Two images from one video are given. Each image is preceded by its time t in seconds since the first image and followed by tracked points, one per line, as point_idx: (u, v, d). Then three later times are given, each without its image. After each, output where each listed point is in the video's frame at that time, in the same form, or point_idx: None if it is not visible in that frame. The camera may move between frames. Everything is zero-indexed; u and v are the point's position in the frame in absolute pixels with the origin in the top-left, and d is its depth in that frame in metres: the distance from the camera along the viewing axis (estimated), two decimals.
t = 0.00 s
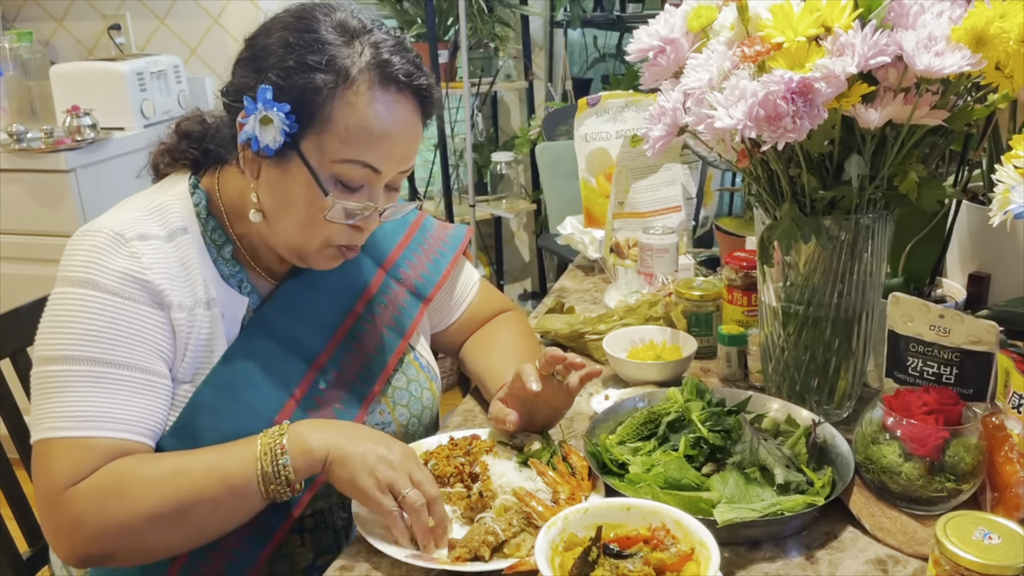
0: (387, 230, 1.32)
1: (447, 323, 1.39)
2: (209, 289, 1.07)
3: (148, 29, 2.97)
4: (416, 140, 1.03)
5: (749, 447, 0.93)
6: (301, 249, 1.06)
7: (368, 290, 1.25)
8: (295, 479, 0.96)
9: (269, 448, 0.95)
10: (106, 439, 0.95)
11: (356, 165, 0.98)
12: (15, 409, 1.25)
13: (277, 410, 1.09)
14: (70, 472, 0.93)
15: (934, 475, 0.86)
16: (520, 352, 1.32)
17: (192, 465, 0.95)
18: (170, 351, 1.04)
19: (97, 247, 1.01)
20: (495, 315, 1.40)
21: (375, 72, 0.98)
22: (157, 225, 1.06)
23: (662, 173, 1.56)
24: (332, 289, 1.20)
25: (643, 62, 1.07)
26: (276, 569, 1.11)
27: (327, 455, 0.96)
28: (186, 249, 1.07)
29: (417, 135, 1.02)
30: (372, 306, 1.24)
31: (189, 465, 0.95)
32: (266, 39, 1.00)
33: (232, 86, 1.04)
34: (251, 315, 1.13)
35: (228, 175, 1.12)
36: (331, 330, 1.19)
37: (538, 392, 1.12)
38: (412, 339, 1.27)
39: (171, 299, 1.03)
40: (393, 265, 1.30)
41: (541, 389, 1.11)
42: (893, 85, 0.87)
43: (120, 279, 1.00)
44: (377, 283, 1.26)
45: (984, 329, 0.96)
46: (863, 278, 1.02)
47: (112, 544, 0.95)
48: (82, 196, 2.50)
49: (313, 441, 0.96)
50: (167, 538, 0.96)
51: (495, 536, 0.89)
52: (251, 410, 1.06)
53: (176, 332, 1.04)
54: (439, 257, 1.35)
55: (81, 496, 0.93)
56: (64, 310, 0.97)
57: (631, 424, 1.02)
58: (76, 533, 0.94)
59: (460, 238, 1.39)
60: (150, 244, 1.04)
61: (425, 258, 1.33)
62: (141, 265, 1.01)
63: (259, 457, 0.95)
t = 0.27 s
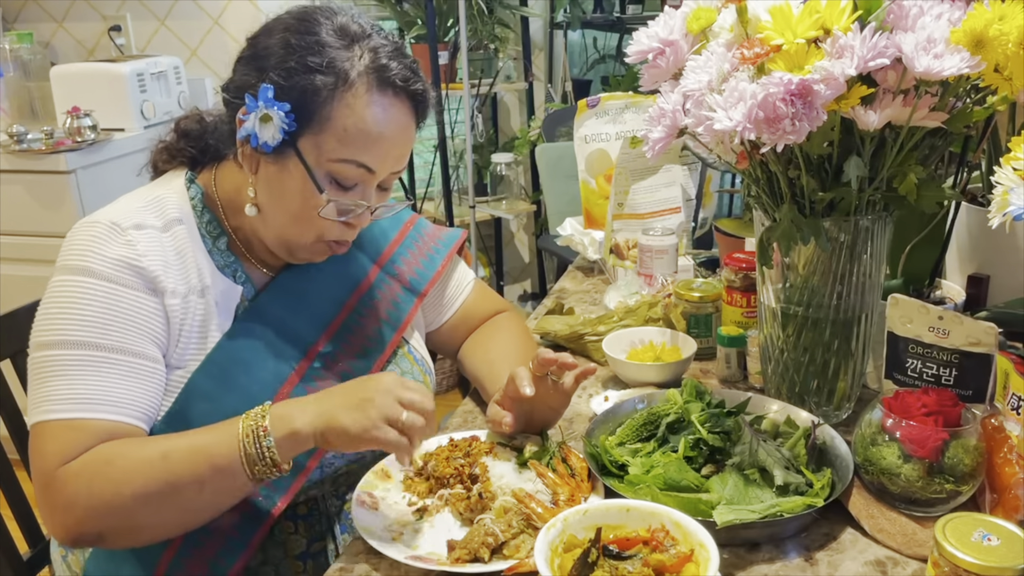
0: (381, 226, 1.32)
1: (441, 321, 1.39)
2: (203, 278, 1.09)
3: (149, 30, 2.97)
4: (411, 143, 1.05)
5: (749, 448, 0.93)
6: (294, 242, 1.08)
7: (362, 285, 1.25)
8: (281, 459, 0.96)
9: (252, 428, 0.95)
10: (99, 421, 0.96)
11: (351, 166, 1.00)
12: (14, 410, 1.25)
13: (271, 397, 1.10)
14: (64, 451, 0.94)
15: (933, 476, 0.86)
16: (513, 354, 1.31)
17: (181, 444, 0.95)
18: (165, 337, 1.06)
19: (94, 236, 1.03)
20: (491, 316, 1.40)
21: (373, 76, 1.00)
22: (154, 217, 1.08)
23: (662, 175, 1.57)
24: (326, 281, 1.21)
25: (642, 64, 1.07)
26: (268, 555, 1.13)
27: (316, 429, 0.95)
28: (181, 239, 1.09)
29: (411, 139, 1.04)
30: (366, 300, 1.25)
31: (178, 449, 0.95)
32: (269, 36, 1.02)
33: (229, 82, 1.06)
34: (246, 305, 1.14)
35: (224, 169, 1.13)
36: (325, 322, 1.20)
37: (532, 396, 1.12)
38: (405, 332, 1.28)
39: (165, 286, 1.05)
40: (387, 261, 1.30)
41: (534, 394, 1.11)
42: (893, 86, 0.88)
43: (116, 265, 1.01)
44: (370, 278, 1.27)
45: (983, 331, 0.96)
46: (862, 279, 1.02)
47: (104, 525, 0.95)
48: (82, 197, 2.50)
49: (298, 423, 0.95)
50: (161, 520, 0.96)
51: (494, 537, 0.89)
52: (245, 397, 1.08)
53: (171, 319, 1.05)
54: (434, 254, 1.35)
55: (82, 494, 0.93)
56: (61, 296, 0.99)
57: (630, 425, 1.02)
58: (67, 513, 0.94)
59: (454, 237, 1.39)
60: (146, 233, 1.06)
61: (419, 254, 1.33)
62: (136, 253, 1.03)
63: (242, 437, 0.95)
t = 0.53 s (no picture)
0: (377, 225, 1.32)
1: (437, 320, 1.39)
2: (195, 273, 1.10)
3: (149, 30, 2.97)
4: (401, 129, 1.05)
5: (749, 449, 0.93)
6: (290, 236, 1.08)
7: (355, 283, 1.25)
8: (280, 464, 0.96)
9: (252, 433, 0.95)
10: (95, 413, 0.97)
11: (343, 153, 1.00)
12: (14, 411, 1.25)
13: (260, 392, 1.10)
14: (63, 443, 0.95)
15: (933, 477, 0.86)
16: (511, 354, 1.31)
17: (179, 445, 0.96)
18: (157, 332, 1.06)
19: (87, 232, 1.04)
20: (487, 316, 1.40)
21: (360, 63, 1.01)
22: (146, 213, 1.09)
23: (662, 175, 1.57)
24: (319, 278, 1.21)
25: (643, 65, 1.07)
26: (259, 548, 1.11)
27: (317, 441, 0.95)
28: (174, 236, 1.10)
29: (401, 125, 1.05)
30: (359, 297, 1.25)
31: (176, 449, 0.95)
32: (256, 37, 1.03)
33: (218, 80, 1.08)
34: (237, 300, 1.13)
35: (218, 170, 1.15)
36: (317, 318, 1.19)
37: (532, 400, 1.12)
38: (397, 331, 1.27)
39: (157, 280, 1.05)
40: (381, 261, 1.30)
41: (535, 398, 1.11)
42: (893, 87, 0.88)
43: (108, 259, 1.02)
44: (364, 277, 1.27)
45: (983, 332, 0.96)
46: (863, 280, 1.02)
47: (100, 517, 0.96)
48: (82, 198, 2.50)
49: (299, 430, 0.95)
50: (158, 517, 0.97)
51: (495, 538, 0.90)
52: (233, 391, 1.08)
53: (163, 313, 1.06)
54: (429, 254, 1.35)
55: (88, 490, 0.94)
56: (55, 290, 1.00)
57: (631, 426, 1.02)
58: (65, 503, 0.95)
59: (450, 239, 1.39)
60: (138, 229, 1.07)
61: (414, 254, 1.33)
62: (128, 248, 1.04)
63: (242, 443, 0.95)
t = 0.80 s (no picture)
0: (371, 225, 1.32)
1: (433, 320, 1.39)
2: (190, 266, 1.10)
3: (150, 31, 2.98)
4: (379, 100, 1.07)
5: (749, 450, 0.93)
6: (276, 220, 1.08)
7: (349, 283, 1.25)
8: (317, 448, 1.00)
9: (292, 418, 1.00)
10: (117, 397, 0.97)
11: (319, 123, 1.02)
12: (15, 412, 1.25)
13: (253, 390, 1.10)
14: (90, 427, 0.95)
15: (933, 478, 0.86)
16: (508, 356, 1.31)
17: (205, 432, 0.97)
18: (159, 324, 1.07)
19: (86, 227, 1.04)
20: (483, 317, 1.41)
21: (329, 35, 1.03)
22: (142, 210, 1.09)
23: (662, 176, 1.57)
24: (312, 278, 1.21)
25: (643, 66, 1.07)
26: (253, 547, 1.11)
27: (358, 426, 1.02)
28: (169, 231, 1.10)
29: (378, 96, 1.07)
30: (354, 296, 1.25)
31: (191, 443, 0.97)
32: (237, 29, 1.05)
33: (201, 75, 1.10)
34: (233, 297, 1.14)
35: (207, 168, 1.16)
36: (310, 317, 1.19)
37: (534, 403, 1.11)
38: (392, 329, 1.27)
39: (158, 273, 1.06)
40: (375, 260, 1.30)
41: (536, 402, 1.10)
42: (893, 88, 0.88)
43: (111, 252, 1.03)
44: (358, 276, 1.27)
45: (983, 333, 0.96)
46: (863, 282, 1.02)
47: (130, 500, 0.95)
48: (82, 198, 2.50)
49: (334, 416, 1.01)
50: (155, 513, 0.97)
51: (495, 539, 0.90)
52: (225, 389, 1.08)
53: (164, 305, 1.07)
54: (424, 253, 1.35)
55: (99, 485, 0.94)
56: (60, 283, 1.00)
57: (631, 427, 1.02)
58: (93, 485, 0.94)
59: (445, 240, 1.39)
60: (136, 224, 1.07)
61: (409, 254, 1.33)
62: (129, 240, 1.05)
63: (283, 428, 0.99)
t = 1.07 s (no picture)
0: (371, 224, 1.32)
1: (432, 320, 1.39)
2: (187, 271, 1.10)
3: (150, 32, 2.98)
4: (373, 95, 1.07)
5: (748, 451, 0.93)
6: (276, 223, 1.08)
7: (349, 283, 1.25)
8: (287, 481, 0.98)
9: (266, 447, 0.98)
10: (96, 404, 0.97)
11: (313, 119, 1.02)
12: (16, 412, 1.25)
13: (255, 390, 1.10)
14: (67, 434, 0.95)
15: (933, 479, 0.86)
16: (507, 356, 1.31)
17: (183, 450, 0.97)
18: (153, 329, 1.07)
19: (83, 232, 1.05)
20: (483, 318, 1.41)
21: (318, 31, 1.04)
22: (141, 214, 1.09)
23: (662, 177, 1.57)
24: (313, 277, 1.21)
25: (643, 67, 1.08)
26: (258, 543, 1.10)
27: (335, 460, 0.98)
28: (168, 235, 1.10)
29: (372, 90, 1.06)
30: (354, 298, 1.24)
31: (180, 453, 0.97)
32: (232, 32, 1.06)
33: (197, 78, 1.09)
34: (231, 300, 1.14)
35: (208, 170, 1.16)
36: (311, 317, 1.19)
37: (532, 407, 1.12)
38: (393, 329, 1.27)
39: (152, 278, 1.06)
40: (375, 260, 1.30)
41: (533, 405, 1.11)
42: (893, 89, 0.88)
43: (104, 257, 1.03)
44: (358, 276, 1.27)
45: (983, 334, 0.96)
46: (863, 283, 1.02)
47: (100, 510, 0.95)
48: (82, 199, 2.50)
49: (311, 450, 0.98)
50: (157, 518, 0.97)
51: (495, 540, 0.90)
52: (226, 391, 1.08)
53: (158, 310, 1.07)
54: (424, 252, 1.35)
55: (91, 489, 0.94)
56: (53, 288, 1.00)
57: (631, 428, 1.02)
58: (66, 492, 0.95)
59: (445, 239, 1.39)
60: (133, 228, 1.07)
61: (409, 253, 1.33)
62: (123, 245, 1.05)
63: (254, 455, 0.97)
